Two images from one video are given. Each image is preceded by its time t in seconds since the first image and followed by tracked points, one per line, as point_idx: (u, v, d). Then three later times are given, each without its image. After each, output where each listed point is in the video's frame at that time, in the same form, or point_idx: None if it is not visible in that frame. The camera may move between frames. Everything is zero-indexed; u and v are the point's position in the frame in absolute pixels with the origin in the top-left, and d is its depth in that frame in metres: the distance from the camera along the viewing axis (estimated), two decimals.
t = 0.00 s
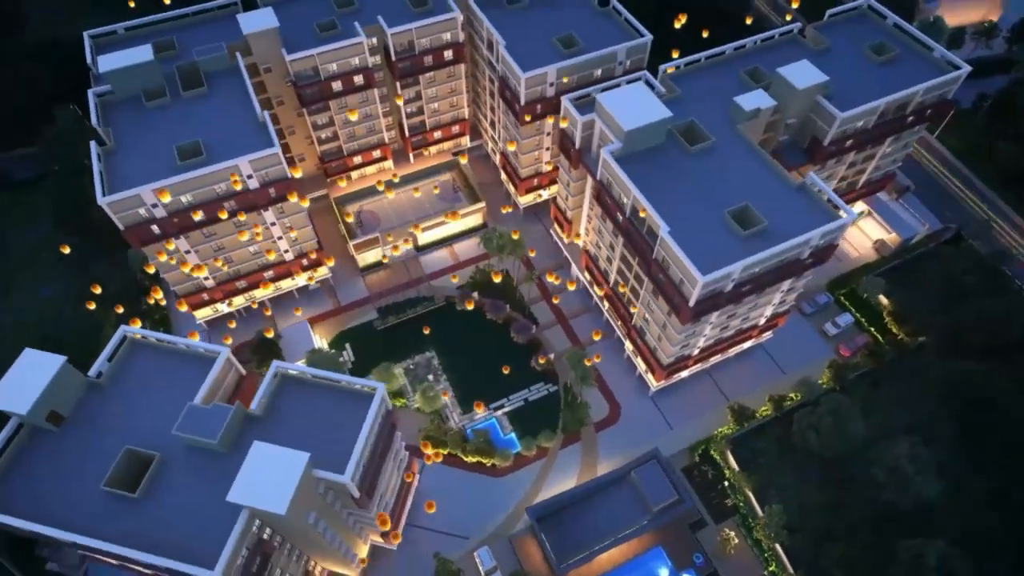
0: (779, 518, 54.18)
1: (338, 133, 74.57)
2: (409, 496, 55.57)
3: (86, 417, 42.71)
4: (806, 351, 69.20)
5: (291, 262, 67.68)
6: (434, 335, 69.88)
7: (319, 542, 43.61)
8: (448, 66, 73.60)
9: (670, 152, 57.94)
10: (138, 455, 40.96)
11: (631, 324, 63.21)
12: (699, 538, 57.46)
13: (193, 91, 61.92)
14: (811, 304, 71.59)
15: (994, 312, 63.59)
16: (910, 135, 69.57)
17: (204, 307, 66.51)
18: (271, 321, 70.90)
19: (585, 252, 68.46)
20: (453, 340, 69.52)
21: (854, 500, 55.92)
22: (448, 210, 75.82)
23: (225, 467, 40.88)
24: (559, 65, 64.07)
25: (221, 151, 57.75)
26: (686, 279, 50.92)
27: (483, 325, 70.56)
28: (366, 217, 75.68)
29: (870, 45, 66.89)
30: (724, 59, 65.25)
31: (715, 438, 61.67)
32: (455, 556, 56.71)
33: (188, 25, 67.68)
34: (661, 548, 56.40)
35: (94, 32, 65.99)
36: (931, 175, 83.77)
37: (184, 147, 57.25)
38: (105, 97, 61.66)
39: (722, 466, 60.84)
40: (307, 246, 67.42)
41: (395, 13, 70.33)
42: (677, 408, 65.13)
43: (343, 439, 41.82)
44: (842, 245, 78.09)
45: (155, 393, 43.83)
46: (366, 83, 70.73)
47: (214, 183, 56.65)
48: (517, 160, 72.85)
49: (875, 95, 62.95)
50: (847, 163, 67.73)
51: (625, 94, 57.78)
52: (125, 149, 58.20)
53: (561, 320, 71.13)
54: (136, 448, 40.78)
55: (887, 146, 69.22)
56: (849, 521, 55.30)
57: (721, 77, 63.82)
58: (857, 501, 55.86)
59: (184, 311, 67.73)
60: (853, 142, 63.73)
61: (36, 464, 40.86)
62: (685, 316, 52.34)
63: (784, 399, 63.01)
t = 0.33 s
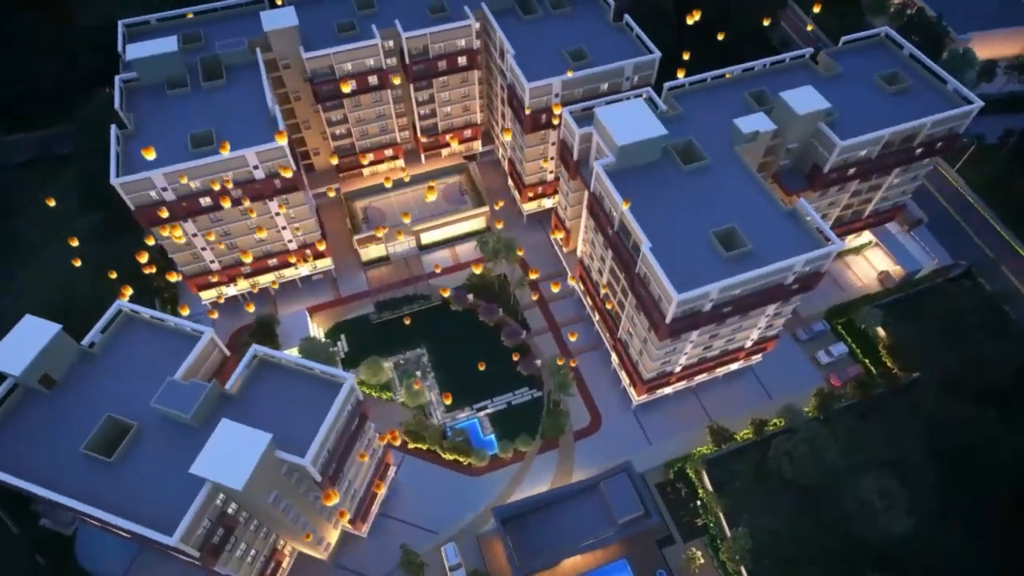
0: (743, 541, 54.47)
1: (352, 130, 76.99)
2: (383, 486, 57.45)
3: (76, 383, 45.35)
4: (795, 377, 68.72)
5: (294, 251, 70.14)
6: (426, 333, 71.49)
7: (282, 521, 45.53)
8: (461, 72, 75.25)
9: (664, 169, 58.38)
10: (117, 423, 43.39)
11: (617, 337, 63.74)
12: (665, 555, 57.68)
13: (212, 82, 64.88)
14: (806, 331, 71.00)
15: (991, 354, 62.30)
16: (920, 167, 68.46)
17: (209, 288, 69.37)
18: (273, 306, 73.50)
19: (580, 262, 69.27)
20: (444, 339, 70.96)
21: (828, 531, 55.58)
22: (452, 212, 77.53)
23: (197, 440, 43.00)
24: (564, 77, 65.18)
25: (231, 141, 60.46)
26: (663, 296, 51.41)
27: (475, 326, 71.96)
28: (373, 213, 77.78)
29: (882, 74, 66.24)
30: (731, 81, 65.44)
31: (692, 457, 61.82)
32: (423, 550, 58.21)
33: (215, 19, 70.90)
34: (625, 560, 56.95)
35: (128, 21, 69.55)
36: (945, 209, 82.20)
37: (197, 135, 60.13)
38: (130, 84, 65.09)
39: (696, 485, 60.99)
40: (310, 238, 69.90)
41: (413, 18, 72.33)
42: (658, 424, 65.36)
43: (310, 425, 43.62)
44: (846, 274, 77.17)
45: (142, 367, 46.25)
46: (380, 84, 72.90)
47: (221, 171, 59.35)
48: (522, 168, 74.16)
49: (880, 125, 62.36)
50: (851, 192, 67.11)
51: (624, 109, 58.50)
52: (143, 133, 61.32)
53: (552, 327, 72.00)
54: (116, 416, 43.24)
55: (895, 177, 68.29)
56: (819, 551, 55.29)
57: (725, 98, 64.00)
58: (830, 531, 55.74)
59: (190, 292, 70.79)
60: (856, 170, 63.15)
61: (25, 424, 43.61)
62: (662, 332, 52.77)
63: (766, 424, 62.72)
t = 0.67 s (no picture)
0: (710, 558, 54.59)
1: (364, 129, 79.43)
2: (361, 475, 59.23)
3: (74, 354, 48.16)
4: (783, 399, 68.58)
5: (299, 243, 72.67)
6: (420, 330, 73.25)
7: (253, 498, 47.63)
8: (472, 78, 77.02)
9: (656, 184, 59.10)
10: (107, 394, 46.01)
11: (602, 346, 64.48)
12: (633, 565, 58.19)
13: (230, 77, 67.88)
14: (798, 353, 70.73)
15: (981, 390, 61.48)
16: (924, 196, 67.82)
17: (217, 274, 72.28)
18: (277, 295, 76.14)
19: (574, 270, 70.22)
20: (437, 338, 72.60)
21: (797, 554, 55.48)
22: (456, 214, 79.19)
23: (179, 415, 45.36)
24: (567, 89, 66.51)
25: (242, 134, 63.19)
26: (641, 308, 52.04)
27: (468, 326, 73.43)
28: (379, 211, 80.00)
29: (888, 101, 65.96)
30: (734, 100, 65.88)
31: (669, 471, 62.16)
32: (395, 540, 59.61)
33: (241, 17, 74.17)
34: (593, 567, 57.57)
35: (159, 16, 73.16)
36: (954, 240, 80.97)
37: (210, 127, 62.98)
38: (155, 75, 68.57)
39: (671, 499, 61.48)
40: (315, 231, 72.42)
41: (428, 24, 74.47)
42: (640, 435, 65.86)
43: (285, 409, 45.59)
44: (845, 299, 76.73)
45: (137, 343, 48.88)
46: (392, 86, 75.14)
47: (230, 162, 62.09)
48: (526, 175, 75.56)
49: (881, 151, 62.13)
50: (850, 217, 66.85)
51: (620, 122, 59.45)
52: (161, 122, 64.50)
53: (544, 333, 73.05)
54: (106, 387, 45.87)
55: (897, 205, 67.77)
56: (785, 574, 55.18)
57: (726, 117, 64.45)
58: (799, 557, 55.62)
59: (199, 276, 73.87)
60: (853, 196, 63.02)
61: (24, 388, 46.55)
62: (638, 344, 53.44)
63: (747, 444, 62.75)
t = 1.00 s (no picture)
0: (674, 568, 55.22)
1: (375, 130, 82.05)
2: (343, 463, 61.22)
3: (77, 326, 51.25)
4: (768, 418, 68.71)
5: (304, 236, 75.44)
6: (415, 327, 75.27)
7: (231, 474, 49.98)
8: (482, 85, 79.01)
9: (647, 197, 60.12)
10: (102, 365, 48.89)
11: (587, 353, 65.60)
12: (601, 570, 59.08)
13: (248, 73, 71.06)
14: (787, 375, 70.78)
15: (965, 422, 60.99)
16: (921, 225, 67.58)
17: (225, 261, 75.44)
18: (282, 284, 78.97)
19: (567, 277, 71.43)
20: (431, 335, 74.53)
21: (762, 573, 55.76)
22: (458, 216, 81.15)
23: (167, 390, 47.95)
24: (569, 100, 68.02)
25: (254, 128, 66.30)
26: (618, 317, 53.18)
27: (461, 326, 75.17)
28: (385, 209, 82.29)
29: (889, 127, 65.98)
30: (734, 119, 66.61)
31: (645, 480, 62.85)
32: (371, 528, 61.45)
33: (265, 17, 77.51)
34: (560, 569, 58.58)
35: (188, 13, 76.83)
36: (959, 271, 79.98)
37: (225, 120, 66.21)
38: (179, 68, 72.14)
39: (644, 509, 62.09)
40: (320, 225, 75.13)
41: (442, 32, 76.77)
42: (620, 444, 66.68)
43: (266, 390, 47.89)
44: (840, 324, 76.44)
45: (135, 319, 51.77)
46: (404, 90, 77.55)
47: (241, 154, 65.19)
48: (528, 182, 77.15)
49: (876, 177, 62.24)
50: (845, 241, 66.90)
51: (615, 135, 60.74)
52: (180, 114, 67.90)
53: (535, 337, 74.36)
54: (102, 359, 48.77)
55: (894, 231, 67.57)
56: None
57: (724, 135, 65.17)
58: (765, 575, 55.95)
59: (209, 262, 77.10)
60: (847, 220, 63.21)
61: (29, 355, 49.72)
62: (615, 352, 54.52)
63: (725, 460, 63.08)
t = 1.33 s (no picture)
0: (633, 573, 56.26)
1: (387, 132, 85.27)
2: (326, 447, 63.88)
3: (86, 299, 55.02)
4: (748, 436, 69.23)
5: (311, 229, 78.92)
6: (411, 323, 77.87)
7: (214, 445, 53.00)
8: (492, 94, 81.50)
9: (635, 210, 61.65)
10: (103, 336, 52.35)
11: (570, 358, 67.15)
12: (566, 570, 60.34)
13: (268, 72, 74.97)
14: (771, 395, 71.20)
15: (942, 454, 60.88)
16: (914, 253, 67.59)
17: (236, 248, 79.30)
18: (288, 274, 82.48)
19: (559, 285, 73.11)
20: (425, 332, 77.04)
21: None
22: (461, 220, 83.58)
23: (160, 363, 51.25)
24: (569, 112, 70.10)
25: (267, 124, 70.03)
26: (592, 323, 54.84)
27: (454, 326, 77.48)
28: (391, 209, 85.26)
29: (885, 155, 66.36)
30: (729, 139, 67.76)
31: (617, 487, 63.99)
32: (349, 511, 63.83)
33: (289, 20, 81.56)
34: (526, 566, 60.20)
35: (219, 13, 81.32)
36: (959, 305, 79.40)
37: (241, 115, 70.07)
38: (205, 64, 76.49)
39: (614, 514, 63.26)
40: (326, 220, 78.52)
41: (456, 41, 79.65)
42: (598, 450, 67.93)
43: (249, 369, 50.86)
44: (831, 348, 76.50)
45: (139, 296, 55.29)
46: (415, 95, 80.54)
47: (253, 148, 68.83)
48: (529, 190, 79.29)
49: (866, 203, 62.65)
50: (834, 265, 67.36)
51: (607, 148, 62.57)
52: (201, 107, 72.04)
53: (525, 341, 76.26)
54: (104, 329, 52.26)
55: (885, 258, 67.73)
56: None
57: (718, 154, 66.39)
58: None
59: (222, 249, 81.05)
60: (835, 244, 63.73)
61: (40, 322, 53.60)
62: (589, 357, 56.21)
63: (698, 473, 63.86)
